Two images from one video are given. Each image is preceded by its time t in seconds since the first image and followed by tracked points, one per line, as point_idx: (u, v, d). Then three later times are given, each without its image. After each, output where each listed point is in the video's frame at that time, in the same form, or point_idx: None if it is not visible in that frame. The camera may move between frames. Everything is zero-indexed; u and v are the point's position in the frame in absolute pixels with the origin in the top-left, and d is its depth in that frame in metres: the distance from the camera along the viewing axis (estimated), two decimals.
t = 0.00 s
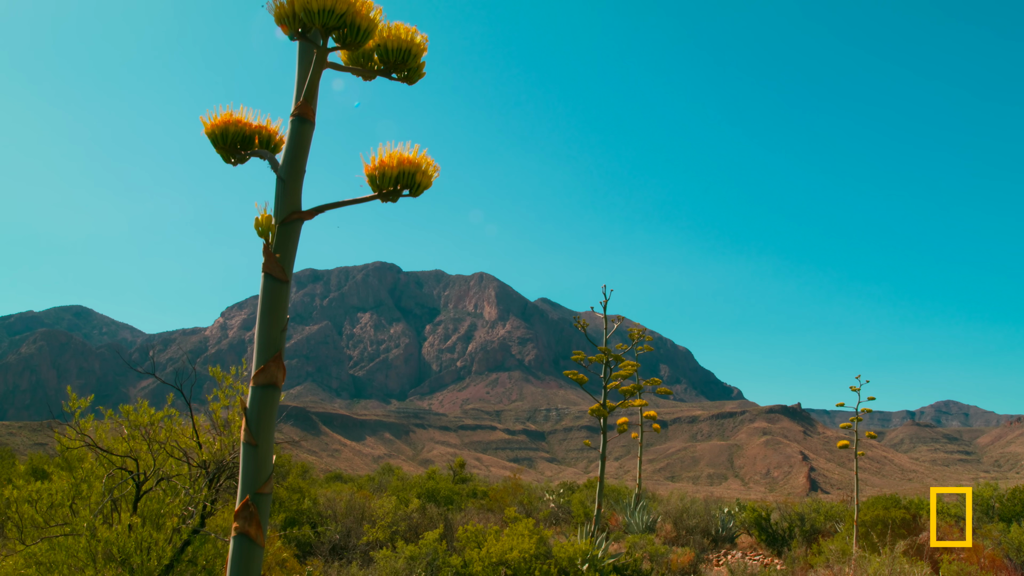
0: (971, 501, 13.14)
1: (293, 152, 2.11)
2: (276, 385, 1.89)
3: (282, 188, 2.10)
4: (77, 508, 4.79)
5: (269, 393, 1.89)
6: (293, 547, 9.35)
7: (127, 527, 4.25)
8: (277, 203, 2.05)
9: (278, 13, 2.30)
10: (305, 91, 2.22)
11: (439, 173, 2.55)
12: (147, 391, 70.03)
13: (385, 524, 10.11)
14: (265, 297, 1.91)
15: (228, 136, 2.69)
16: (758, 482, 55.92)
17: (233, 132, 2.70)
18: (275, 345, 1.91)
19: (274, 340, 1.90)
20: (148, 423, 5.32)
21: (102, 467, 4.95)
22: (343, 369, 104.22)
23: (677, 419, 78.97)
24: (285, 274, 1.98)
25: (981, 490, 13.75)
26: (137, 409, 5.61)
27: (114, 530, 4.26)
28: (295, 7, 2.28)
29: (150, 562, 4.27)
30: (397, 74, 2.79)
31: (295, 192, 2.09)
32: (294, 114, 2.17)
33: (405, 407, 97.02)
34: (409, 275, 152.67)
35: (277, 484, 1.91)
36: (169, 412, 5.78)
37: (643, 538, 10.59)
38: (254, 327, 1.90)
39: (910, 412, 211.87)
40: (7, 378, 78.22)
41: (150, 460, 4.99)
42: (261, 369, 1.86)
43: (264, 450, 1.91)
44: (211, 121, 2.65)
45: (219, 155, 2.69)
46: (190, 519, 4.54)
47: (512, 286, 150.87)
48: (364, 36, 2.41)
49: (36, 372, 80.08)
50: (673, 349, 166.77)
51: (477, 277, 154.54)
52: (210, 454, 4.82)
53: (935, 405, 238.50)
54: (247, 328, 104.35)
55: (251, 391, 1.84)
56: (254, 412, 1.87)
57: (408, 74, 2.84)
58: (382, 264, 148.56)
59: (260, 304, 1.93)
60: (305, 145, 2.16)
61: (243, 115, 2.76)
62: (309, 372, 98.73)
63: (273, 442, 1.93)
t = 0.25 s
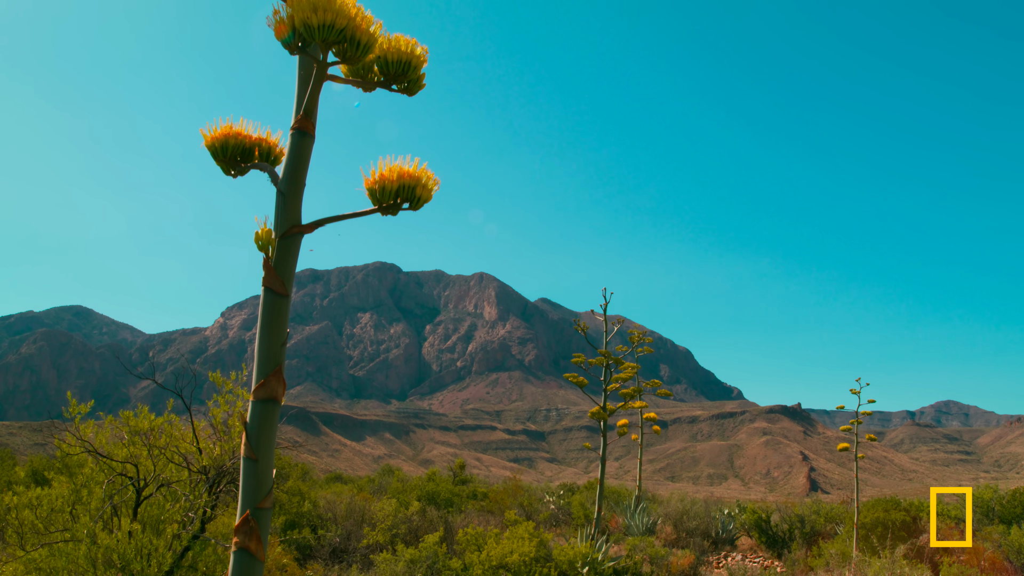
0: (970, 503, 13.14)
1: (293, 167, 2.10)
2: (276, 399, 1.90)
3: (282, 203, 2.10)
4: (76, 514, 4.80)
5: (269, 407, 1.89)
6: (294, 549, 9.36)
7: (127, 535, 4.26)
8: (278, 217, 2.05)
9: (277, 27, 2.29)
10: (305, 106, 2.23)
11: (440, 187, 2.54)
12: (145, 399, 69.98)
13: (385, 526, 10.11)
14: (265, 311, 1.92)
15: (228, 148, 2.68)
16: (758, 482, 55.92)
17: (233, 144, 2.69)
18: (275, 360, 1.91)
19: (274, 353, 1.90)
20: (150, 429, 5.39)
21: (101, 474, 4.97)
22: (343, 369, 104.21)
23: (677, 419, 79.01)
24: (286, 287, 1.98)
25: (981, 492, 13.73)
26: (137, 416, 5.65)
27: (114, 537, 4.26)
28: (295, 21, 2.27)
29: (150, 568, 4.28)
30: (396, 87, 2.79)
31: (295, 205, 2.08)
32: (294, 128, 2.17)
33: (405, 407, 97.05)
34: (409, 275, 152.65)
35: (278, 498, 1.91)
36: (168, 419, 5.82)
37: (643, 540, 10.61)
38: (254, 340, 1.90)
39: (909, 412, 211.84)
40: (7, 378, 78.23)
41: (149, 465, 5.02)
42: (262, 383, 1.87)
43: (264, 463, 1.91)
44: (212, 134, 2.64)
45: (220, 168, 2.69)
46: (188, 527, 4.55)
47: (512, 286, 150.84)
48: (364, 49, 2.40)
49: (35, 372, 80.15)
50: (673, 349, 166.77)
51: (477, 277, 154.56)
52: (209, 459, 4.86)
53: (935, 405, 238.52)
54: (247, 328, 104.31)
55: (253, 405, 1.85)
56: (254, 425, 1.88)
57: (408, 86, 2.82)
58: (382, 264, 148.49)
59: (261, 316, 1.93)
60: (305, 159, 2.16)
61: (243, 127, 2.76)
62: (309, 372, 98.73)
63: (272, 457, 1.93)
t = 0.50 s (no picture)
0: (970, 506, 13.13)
1: (294, 181, 2.12)
2: (277, 413, 1.92)
3: (282, 217, 2.10)
4: (76, 522, 4.80)
5: (269, 422, 1.92)
6: (294, 553, 9.38)
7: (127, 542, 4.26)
8: (279, 230, 2.06)
9: (278, 41, 2.30)
10: (305, 119, 2.24)
11: (440, 200, 2.55)
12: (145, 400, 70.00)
13: (385, 530, 10.10)
14: (266, 326, 1.93)
15: (228, 163, 2.70)
16: (758, 482, 55.93)
17: (234, 157, 2.69)
18: (275, 373, 1.92)
19: (275, 368, 1.92)
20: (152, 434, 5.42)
21: (101, 480, 4.99)
22: (343, 369, 104.25)
23: (677, 419, 79.03)
24: (286, 302, 2.00)
25: (982, 494, 13.71)
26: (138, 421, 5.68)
27: (114, 544, 4.26)
28: (296, 37, 2.29)
29: None
30: (397, 98, 2.79)
31: (295, 220, 2.10)
32: (294, 142, 2.18)
33: (405, 407, 97.10)
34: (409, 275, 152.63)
35: (278, 514, 1.92)
36: (168, 425, 5.83)
37: (643, 543, 10.63)
38: (256, 354, 1.91)
39: (910, 412, 211.81)
40: (7, 378, 78.32)
41: (149, 471, 5.03)
42: (262, 398, 1.87)
43: (265, 473, 1.93)
44: (212, 148, 2.66)
45: (219, 180, 2.69)
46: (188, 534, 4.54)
47: (512, 286, 150.86)
48: (365, 65, 2.42)
49: (36, 372, 80.29)
50: (673, 349, 166.83)
51: (477, 277, 154.60)
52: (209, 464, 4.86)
53: (935, 405, 238.37)
54: (247, 328, 104.34)
55: (253, 420, 1.86)
56: (255, 440, 1.90)
57: (408, 98, 2.82)
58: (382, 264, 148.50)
59: (262, 331, 1.94)
60: (304, 172, 2.17)
61: (244, 141, 2.78)
62: (309, 372, 98.76)
63: (273, 470, 1.95)
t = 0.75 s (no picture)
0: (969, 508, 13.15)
1: (293, 196, 2.12)
2: (277, 428, 1.92)
3: (282, 232, 2.11)
4: (76, 528, 4.79)
5: (269, 437, 1.92)
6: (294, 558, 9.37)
7: (128, 548, 4.25)
8: (278, 247, 2.07)
9: (279, 57, 2.31)
10: (305, 135, 2.25)
11: (440, 214, 2.53)
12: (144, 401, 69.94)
13: (385, 533, 10.11)
14: (265, 342, 1.94)
15: (228, 175, 2.70)
16: (758, 482, 55.94)
17: (233, 171, 2.70)
18: (275, 391, 1.94)
19: (275, 384, 1.94)
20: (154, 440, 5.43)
21: (101, 486, 5.00)
22: (343, 369, 104.28)
23: (677, 419, 79.06)
24: (286, 318, 2.00)
25: (982, 496, 13.71)
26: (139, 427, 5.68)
27: (115, 551, 4.25)
28: (296, 53, 2.29)
29: None
30: (398, 110, 2.79)
31: (296, 234, 2.11)
32: (294, 158, 2.19)
33: (405, 407, 97.13)
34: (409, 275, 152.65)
35: (277, 531, 1.92)
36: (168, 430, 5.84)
37: (643, 546, 10.64)
38: (254, 371, 1.94)
39: (910, 412, 211.96)
40: (7, 378, 78.35)
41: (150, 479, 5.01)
42: (262, 415, 1.89)
43: (265, 488, 1.94)
44: (211, 161, 2.66)
45: (219, 194, 2.70)
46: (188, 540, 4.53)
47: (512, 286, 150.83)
48: (366, 79, 2.42)
49: (36, 372, 80.31)
50: (673, 349, 166.87)
51: (477, 277, 154.58)
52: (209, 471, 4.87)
53: (935, 405, 238.34)
54: (248, 328, 104.36)
55: (252, 437, 1.87)
56: (255, 457, 1.90)
57: (407, 111, 2.82)
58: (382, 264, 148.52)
59: (261, 348, 1.96)
60: (304, 187, 2.18)
61: (244, 154, 2.78)
62: (309, 372, 98.78)
63: (274, 486, 1.95)
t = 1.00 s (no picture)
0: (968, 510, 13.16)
1: (293, 211, 2.16)
2: (276, 444, 1.95)
3: (282, 247, 2.14)
4: (76, 534, 4.81)
5: (270, 452, 1.95)
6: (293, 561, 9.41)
7: (128, 555, 4.25)
8: (279, 261, 2.10)
9: (279, 73, 2.33)
10: (305, 150, 2.27)
11: (439, 228, 2.55)
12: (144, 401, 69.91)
13: (386, 536, 10.14)
14: (265, 357, 1.97)
15: (228, 189, 2.71)
16: (758, 482, 55.93)
17: (233, 184, 2.71)
18: (274, 406, 1.98)
19: (274, 399, 1.97)
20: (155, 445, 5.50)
21: (102, 492, 5.01)
22: (343, 369, 104.29)
23: (677, 419, 79.10)
24: (285, 332, 2.02)
25: (982, 498, 13.70)
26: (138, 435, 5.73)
27: (115, 557, 4.25)
28: (296, 69, 2.31)
29: None
30: (398, 123, 2.81)
31: (295, 250, 2.14)
32: (293, 171, 2.21)
33: (405, 407, 97.16)
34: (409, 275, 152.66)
35: (277, 545, 1.96)
36: (167, 436, 5.86)
37: (643, 548, 10.66)
38: (254, 387, 1.97)
39: (909, 412, 212.03)
40: (7, 378, 78.37)
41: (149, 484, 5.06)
42: (261, 431, 1.92)
43: (265, 502, 1.96)
44: (212, 175, 2.68)
45: (219, 208, 2.72)
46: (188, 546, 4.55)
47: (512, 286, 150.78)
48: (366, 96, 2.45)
49: (35, 372, 80.33)
50: (673, 349, 166.82)
51: (477, 277, 154.55)
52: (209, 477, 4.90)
53: (935, 405, 238.31)
54: (247, 328, 104.36)
55: (252, 452, 1.90)
56: (255, 473, 1.93)
57: (408, 122, 2.83)
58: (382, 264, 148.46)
59: (261, 364, 1.99)
60: (304, 202, 2.20)
61: (244, 167, 2.80)
62: (309, 372, 98.78)
63: (275, 500, 1.98)
